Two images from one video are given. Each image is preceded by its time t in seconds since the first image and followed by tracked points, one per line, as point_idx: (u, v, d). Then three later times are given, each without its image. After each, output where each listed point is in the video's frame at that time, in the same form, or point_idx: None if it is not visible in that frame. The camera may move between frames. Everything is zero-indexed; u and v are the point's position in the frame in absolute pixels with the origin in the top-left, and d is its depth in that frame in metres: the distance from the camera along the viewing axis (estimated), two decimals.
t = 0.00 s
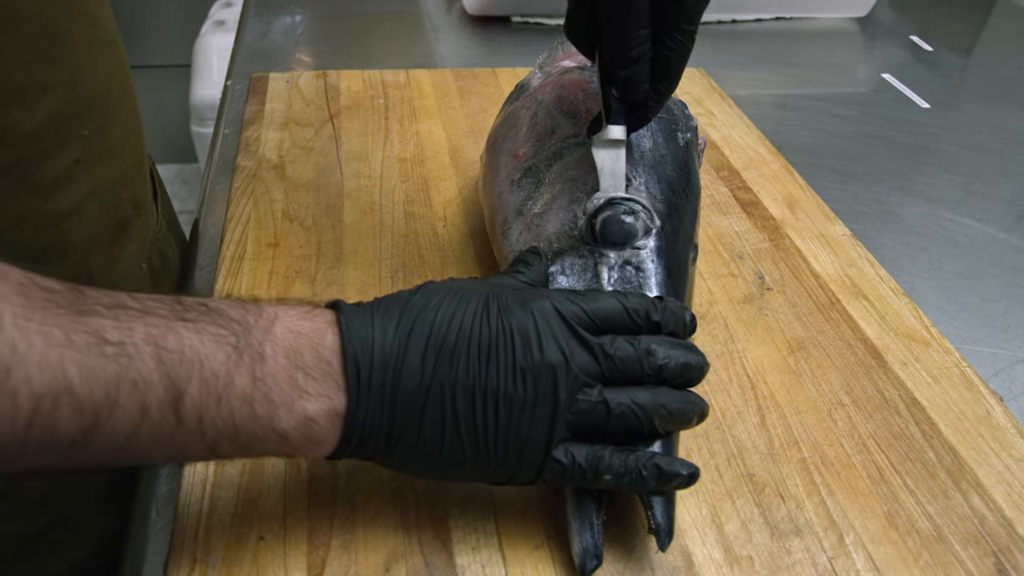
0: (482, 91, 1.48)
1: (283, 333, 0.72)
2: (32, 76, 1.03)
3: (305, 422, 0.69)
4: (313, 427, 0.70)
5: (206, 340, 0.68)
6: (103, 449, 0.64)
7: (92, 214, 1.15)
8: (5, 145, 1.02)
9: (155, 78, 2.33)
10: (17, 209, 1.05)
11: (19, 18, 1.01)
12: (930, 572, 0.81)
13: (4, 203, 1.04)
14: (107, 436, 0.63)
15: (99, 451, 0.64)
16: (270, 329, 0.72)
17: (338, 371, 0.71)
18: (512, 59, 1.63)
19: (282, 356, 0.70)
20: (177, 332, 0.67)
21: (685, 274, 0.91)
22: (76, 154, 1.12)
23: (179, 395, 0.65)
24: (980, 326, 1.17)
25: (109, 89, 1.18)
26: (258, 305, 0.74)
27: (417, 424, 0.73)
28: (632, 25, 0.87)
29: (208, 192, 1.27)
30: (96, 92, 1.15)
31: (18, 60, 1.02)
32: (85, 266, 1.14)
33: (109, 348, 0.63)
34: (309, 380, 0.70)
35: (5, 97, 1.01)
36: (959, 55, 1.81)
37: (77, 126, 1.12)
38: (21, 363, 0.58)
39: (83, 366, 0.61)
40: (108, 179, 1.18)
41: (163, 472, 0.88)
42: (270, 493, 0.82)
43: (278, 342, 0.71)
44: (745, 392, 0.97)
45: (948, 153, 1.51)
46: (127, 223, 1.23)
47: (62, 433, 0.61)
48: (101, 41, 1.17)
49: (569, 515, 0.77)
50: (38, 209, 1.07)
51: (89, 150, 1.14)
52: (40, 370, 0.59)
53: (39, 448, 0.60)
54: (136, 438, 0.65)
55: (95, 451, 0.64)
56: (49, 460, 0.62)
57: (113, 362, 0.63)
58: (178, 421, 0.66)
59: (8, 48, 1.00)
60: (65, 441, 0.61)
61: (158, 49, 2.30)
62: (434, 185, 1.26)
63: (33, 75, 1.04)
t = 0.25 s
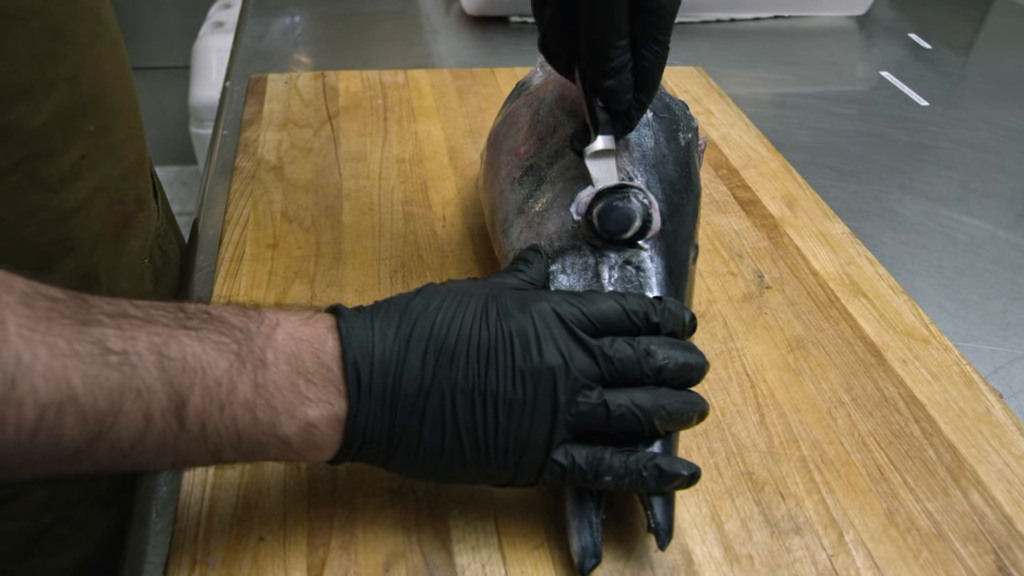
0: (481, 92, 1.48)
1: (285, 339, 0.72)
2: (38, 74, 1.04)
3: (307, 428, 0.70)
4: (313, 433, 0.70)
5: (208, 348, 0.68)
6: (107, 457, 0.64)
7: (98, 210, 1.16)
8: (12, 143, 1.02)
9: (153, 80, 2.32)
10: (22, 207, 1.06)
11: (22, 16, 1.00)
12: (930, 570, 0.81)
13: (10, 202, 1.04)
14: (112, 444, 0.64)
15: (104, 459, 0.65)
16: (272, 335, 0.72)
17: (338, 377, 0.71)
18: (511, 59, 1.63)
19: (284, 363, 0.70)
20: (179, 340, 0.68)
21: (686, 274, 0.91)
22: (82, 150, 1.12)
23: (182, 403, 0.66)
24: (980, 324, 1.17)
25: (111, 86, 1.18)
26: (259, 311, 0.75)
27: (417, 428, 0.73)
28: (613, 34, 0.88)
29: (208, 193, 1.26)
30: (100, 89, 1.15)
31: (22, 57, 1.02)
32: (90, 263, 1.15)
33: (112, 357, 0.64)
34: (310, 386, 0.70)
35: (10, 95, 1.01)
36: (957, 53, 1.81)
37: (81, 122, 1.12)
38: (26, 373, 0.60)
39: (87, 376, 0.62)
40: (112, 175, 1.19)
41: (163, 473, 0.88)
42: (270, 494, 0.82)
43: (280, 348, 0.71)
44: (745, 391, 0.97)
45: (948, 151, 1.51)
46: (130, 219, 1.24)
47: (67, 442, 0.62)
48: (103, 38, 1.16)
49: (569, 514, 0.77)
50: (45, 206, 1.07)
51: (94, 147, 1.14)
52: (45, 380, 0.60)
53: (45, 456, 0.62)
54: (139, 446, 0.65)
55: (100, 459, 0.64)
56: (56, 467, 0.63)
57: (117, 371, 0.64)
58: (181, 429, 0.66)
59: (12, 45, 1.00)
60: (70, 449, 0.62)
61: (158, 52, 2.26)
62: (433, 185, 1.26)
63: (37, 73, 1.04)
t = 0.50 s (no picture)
0: (480, 91, 1.48)
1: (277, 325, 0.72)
2: (42, 66, 1.04)
3: (298, 414, 0.69)
4: (304, 419, 0.70)
5: (194, 335, 0.69)
6: (94, 444, 0.65)
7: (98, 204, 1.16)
8: (15, 134, 1.03)
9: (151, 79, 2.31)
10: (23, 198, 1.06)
11: (25, 9, 1.00)
12: (928, 568, 0.81)
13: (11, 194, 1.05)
14: (98, 431, 0.65)
15: (91, 446, 0.66)
16: (261, 322, 0.72)
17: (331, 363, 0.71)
18: (509, 58, 1.63)
19: (272, 349, 0.70)
20: (166, 328, 0.68)
21: (683, 273, 0.91)
22: (83, 144, 1.12)
23: (169, 390, 0.66)
24: (978, 323, 1.17)
25: (114, 81, 1.19)
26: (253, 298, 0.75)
27: (412, 414, 0.73)
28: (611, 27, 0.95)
29: (206, 192, 1.26)
30: (102, 83, 1.15)
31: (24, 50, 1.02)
32: (89, 257, 1.15)
33: (96, 345, 0.65)
34: (300, 372, 0.70)
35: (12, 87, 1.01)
36: (956, 53, 1.82)
37: (83, 116, 1.12)
38: (11, 362, 0.61)
39: (71, 364, 0.63)
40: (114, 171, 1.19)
41: (162, 472, 0.88)
42: (267, 492, 0.82)
43: (269, 334, 0.71)
44: (742, 389, 0.97)
45: (946, 150, 1.51)
46: (130, 214, 1.24)
47: (52, 429, 0.63)
48: (105, 33, 1.17)
49: (565, 512, 0.77)
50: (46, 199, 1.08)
51: (95, 141, 1.14)
52: (29, 368, 0.62)
53: (31, 443, 0.63)
54: (127, 433, 0.66)
55: (88, 446, 0.65)
56: (46, 454, 0.65)
57: (102, 358, 0.65)
58: (169, 416, 0.66)
59: (16, 37, 1.00)
60: (56, 437, 0.63)
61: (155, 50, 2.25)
62: (431, 184, 1.26)
63: (41, 65, 1.04)
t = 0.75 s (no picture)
0: (478, 90, 1.48)
1: (279, 312, 0.71)
2: (46, 62, 1.08)
3: (299, 402, 0.69)
4: (304, 408, 0.69)
5: (192, 322, 0.67)
6: (90, 433, 0.64)
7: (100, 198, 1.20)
8: (19, 129, 1.07)
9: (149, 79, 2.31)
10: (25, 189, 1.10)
11: (32, 6, 1.04)
12: (925, 566, 0.81)
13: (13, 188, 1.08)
14: (95, 421, 0.63)
15: (87, 436, 0.64)
16: (260, 309, 0.71)
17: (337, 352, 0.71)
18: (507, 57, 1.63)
19: (273, 336, 0.69)
20: (163, 315, 0.67)
21: (683, 272, 0.91)
22: (85, 140, 1.16)
23: (166, 379, 0.65)
24: (975, 321, 1.17)
25: (116, 81, 1.23)
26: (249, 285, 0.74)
27: (416, 404, 0.73)
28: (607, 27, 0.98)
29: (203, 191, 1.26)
30: (104, 82, 1.19)
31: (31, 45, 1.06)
32: (89, 251, 1.20)
33: (92, 333, 0.63)
34: (302, 360, 0.70)
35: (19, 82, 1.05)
36: (954, 52, 1.82)
37: (85, 112, 1.16)
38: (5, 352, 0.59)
39: (66, 353, 0.61)
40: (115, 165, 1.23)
41: (161, 471, 0.88)
42: (266, 491, 0.82)
43: (269, 322, 0.70)
44: (740, 388, 0.97)
45: (944, 149, 1.51)
46: (130, 212, 1.29)
47: (48, 421, 0.62)
48: (108, 33, 1.21)
49: (562, 510, 0.77)
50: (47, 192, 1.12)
51: (97, 136, 1.19)
52: (22, 357, 0.59)
53: (25, 433, 0.61)
54: (124, 422, 0.65)
55: (84, 435, 0.64)
56: (40, 444, 0.63)
57: (97, 346, 0.63)
58: (166, 405, 0.65)
59: (23, 33, 1.04)
60: (52, 426, 0.62)
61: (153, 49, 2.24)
62: (429, 183, 1.26)
63: (46, 61, 1.08)
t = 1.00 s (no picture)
0: (479, 89, 1.48)
1: (315, 268, 0.68)
2: (52, 61, 1.10)
3: (348, 360, 0.66)
4: (354, 365, 0.66)
5: (225, 284, 0.64)
6: (126, 406, 0.60)
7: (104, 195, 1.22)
8: (27, 126, 1.09)
9: (150, 80, 2.30)
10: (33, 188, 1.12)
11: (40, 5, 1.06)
12: (928, 565, 0.81)
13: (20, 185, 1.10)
14: (130, 390, 0.59)
15: (122, 408, 0.60)
16: (293, 267, 0.68)
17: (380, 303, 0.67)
18: (508, 56, 1.63)
19: (311, 294, 0.66)
20: (194, 277, 0.63)
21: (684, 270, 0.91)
22: (90, 138, 1.19)
23: (204, 345, 0.61)
24: (977, 319, 1.17)
25: (118, 79, 1.25)
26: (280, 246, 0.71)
27: (478, 342, 0.70)
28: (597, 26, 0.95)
29: (205, 190, 1.25)
30: (108, 80, 1.22)
31: (36, 45, 1.07)
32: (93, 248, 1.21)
33: (120, 298, 0.59)
34: (346, 316, 0.66)
35: (24, 81, 1.07)
36: (955, 50, 1.82)
37: (89, 111, 1.18)
38: (31, 323, 0.55)
39: (94, 319, 0.58)
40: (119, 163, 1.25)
41: (162, 470, 0.88)
42: (268, 490, 0.82)
43: (304, 279, 0.67)
44: (742, 386, 0.97)
45: (945, 148, 1.51)
46: (132, 210, 1.31)
47: (80, 392, 0.58)
48: (110, 33, 1.23)
49: (563, 508, 0.77)
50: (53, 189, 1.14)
51: (100, 135, 1.21)
52: (50, 327, 0.56)
53: (60, 408, 0.58)
54: (160, 392, 0.61)
55: (118, 409, 0.60)
56: (75, 421, 0.59)
57: (127, 312, 0.59)
58: (204, 372, 0.62)
59: (31, 33, 1.06)
60: (86, 398, 0.58)
61: (153, 49, 2.24)
62: (430, 182, 1.26)
63: (52, 60, 1.10)
